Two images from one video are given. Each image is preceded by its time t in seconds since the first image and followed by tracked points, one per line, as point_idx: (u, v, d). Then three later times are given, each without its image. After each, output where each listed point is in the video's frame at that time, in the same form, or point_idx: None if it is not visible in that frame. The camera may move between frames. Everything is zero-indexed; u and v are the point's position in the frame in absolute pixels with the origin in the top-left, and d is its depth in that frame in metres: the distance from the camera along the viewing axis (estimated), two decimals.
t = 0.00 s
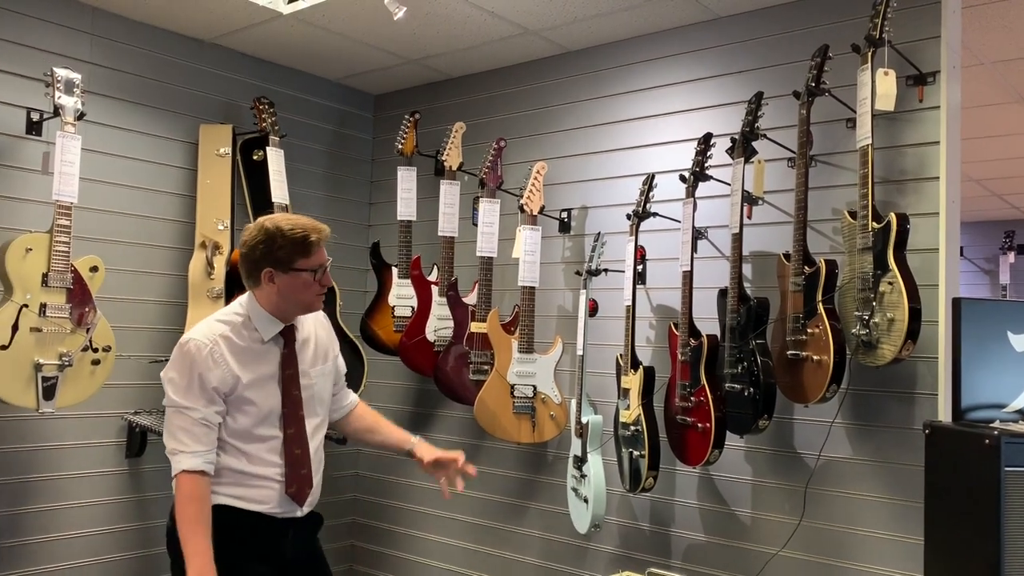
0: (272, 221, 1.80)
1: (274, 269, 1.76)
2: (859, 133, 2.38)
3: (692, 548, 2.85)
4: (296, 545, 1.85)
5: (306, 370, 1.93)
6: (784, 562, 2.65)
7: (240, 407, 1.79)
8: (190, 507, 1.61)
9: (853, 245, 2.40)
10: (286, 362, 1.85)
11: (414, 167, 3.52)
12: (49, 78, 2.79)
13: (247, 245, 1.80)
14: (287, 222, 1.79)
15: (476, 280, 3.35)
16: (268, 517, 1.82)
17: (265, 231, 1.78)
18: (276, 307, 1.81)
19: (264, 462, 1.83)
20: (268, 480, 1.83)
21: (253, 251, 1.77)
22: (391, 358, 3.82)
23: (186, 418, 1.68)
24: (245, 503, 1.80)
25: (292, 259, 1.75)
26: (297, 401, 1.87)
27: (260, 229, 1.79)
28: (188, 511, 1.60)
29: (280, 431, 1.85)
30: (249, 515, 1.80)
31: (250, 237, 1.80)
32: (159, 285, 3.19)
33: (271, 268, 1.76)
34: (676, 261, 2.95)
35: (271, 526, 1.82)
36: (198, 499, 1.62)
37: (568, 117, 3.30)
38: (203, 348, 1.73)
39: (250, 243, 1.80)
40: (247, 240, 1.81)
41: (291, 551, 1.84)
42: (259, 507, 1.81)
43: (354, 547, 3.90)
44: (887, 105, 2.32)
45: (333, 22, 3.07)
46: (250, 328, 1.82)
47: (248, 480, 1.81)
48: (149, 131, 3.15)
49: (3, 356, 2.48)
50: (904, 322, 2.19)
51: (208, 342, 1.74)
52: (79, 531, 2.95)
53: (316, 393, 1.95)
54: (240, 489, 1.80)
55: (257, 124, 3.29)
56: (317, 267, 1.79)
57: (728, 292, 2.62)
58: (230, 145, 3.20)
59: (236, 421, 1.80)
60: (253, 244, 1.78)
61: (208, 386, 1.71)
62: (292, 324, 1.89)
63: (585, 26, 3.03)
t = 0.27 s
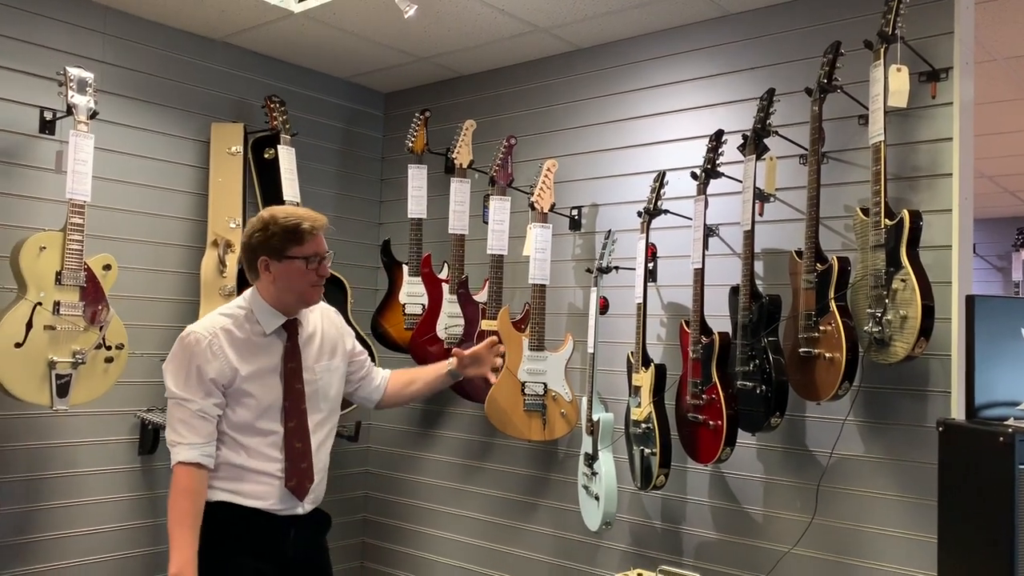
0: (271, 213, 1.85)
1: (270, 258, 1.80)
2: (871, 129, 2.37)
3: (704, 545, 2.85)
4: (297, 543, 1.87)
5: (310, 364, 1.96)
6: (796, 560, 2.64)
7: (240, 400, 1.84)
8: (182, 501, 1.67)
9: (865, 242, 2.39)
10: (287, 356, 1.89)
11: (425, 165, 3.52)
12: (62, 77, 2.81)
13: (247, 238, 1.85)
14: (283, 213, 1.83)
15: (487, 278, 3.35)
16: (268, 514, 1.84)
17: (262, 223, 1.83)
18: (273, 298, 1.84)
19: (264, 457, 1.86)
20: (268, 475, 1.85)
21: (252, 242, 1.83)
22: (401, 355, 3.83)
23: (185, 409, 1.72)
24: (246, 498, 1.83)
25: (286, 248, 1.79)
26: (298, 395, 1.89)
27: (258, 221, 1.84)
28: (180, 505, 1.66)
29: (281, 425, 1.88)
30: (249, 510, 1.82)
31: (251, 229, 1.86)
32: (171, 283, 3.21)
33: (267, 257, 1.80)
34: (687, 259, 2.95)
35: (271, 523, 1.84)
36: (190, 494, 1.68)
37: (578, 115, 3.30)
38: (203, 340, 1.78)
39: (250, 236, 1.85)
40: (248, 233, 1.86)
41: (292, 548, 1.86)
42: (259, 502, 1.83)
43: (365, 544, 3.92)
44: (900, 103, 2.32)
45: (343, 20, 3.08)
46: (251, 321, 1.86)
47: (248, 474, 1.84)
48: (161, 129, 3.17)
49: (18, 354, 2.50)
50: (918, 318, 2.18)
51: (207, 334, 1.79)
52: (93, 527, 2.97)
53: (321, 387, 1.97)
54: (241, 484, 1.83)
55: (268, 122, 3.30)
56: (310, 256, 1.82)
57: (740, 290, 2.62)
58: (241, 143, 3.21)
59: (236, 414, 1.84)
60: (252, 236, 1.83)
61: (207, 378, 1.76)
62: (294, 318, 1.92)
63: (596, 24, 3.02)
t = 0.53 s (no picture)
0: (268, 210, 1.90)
1: (252, 251, 1.85)
2: (882, 126, 2.36)
3: (713, 543, 2.85)
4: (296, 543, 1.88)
5: (308, 362, 1.95)
6: (806, 558, 2.64)
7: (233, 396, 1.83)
8: (165, 492, 1.65)
9: (876, 240, 2.38)
10: (282, 352, 1.88)
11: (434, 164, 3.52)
12: (72, 77, 2.82)
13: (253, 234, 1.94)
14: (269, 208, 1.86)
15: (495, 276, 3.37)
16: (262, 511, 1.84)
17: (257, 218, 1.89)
18: (261, 292, 1.87)
19: (255, 453, 1.85)
20: (258, 471, 1.85)
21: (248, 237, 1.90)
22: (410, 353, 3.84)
23: (177, 403, 1.72)
24: (238, 494, 1.83)
25: (262, 240, 1.82)
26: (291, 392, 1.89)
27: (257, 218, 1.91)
28: (164, 496, 1.64)
29: (273, 421, 1.87)
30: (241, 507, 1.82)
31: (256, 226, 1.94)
32: (181, 281, 3.22)
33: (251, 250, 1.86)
34: (697, 257, 2.94)
35: (268, 522, 1.85)
36: (175, 486, 1.66)
37: (587, 112, 3.30)
38: (196, 334, 1.79)
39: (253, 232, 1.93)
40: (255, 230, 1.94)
41: (290, 547, 1.87)
42: (251, 499, 1.83)
43: (374, 542, 3.93)
44: (911, 100, 2.31)
45: (353, 19, 3.08)
46: (245, 317, 1.87)
47: (241, 470, 1.84)
48: (170, 128, 3.18)
49: (30, 352, 2.52)
50: (928, 316, 2.17)
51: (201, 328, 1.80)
52: (104, 524, 2.99)
53: (319, 385, 1.96)
54: (233, 480, 1.83)
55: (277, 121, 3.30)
56: (281, 248, 1.81)
57: (750, 287, 2.61)
58: (251, 142, 3.22)
59: (230, 410, 1.84)
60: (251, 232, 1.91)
61: (199, 372, 1.76)
62: (290, 315, 1.91)
63: (605, 21, 3.02)
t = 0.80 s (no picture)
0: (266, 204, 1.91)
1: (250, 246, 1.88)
2: (892, 124, 2.35)
3: (722, 542, 2.84)
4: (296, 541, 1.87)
5: (310, 359, 1.93)
6: (815, 557, 2.63)
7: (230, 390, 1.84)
8: (165, 483, 1.72)
9: (886, 238, 2.37)
10: (280, 347, 1.89)
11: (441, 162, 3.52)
12: (82, 76, 2.83)
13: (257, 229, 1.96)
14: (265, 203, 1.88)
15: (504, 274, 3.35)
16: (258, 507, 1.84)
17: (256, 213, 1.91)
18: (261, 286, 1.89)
19: (250, 448, 1.85)
20: (253, 467, 1.84)
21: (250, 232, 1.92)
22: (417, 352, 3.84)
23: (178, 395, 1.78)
24: (234, 488, 1.83)
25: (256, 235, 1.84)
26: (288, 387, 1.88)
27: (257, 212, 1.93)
28: (164, 487, 1.72)
29: (267, 416, 1.86)
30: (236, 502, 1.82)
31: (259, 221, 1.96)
32: (190, 280, 3.23)
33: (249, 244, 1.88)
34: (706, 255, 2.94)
35: (266, 519, 1.85)
36: (174, 476, 1.73)
37: (595, 111, 3.29)
38: (197, 327, 1.83)
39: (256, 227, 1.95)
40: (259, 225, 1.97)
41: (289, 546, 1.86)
42: (246, 494, 1.83)
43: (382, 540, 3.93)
44: (921, 96, 2.29)
45: (361, 18, 3.09)
46: (247, 312, 1.89)
47: (239, 465, 1.84)
48: (179, 128, 3.18)
49: (41, 350, 2.53)
50: (938, 315, 2.16)
51: (203, 322, 1.85)
52: (114, 522, 3.01)
53: (321, 382, 1.94)
54: (231, 475, 1.84)
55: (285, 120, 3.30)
56: (273, 243, 1.82)
57: (759, 286, 2.60)
58: (259, 141, 3.22)
59: (229, 404, 1.84)
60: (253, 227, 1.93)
61: (197, 363, 1.80)
62: (291, 310, 1.92)
63: (613, 19, 3.01)
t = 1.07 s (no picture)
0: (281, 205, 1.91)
1: (268, 246, 1.86)
2: (902, 122, 2.35)
3: (731, 542, 2.83)
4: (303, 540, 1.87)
5: (322, 358, 1.93)
6: (825, 557, 2.62)
7: (242, 387, 1.84)
8: (168, 480, 1.73)
9: (896, 237, 2.36)
10: (292, 346, 1.88)
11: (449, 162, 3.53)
12: (91, 76, 2.83)
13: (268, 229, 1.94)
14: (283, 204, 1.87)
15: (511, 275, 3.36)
16: (266, 504, 1.84)
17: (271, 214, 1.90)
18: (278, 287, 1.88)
19: (259, 444, 1.85)
20: (261, 464, 1.84)
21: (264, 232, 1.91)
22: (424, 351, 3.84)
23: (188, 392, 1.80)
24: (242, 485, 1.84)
25: (277, 236, 1.83)
26: (299, 385, 1.88)
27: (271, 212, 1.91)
28: (167, 484, 1.72)
29: (277, 412, 1.86)
30: (245, 499, 1.83)
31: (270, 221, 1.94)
32: (198, 279, 3.23)
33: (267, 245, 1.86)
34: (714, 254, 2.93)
35: (273, 518, 1.84)
36: (177, 474, 1.74)
37: (603, 110, 3.29)
38: (209, 325, 1.84)
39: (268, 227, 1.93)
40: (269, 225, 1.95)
41: (297, 543, 1.86)
42: (254, 491, 1.83)
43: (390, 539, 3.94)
44: (931, 95, 2.29)
45: (369, 17, 3.09)
46: (260, 310, 1.89)
47: (247, 462, 1.84)
48: (187, 127, 3.19)
49: (51, 349, 2.54)
50: (949, 314, 2.15)
51: (215, 320, 1.85)
52: (123, 521, 3.02)
53: (332, 380, 1.93)
54: (239, 472, 1.84)
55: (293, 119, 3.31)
56: (296, 244, 1.82)
57: (768, 285, 2.59)
58: (267, 140, 3.23)
59: (239, 400, 1.85)
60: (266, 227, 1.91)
61: (208, 361, 1.80)
62: (306, 310, 1.91)
63: (620, 18, 3.01)
